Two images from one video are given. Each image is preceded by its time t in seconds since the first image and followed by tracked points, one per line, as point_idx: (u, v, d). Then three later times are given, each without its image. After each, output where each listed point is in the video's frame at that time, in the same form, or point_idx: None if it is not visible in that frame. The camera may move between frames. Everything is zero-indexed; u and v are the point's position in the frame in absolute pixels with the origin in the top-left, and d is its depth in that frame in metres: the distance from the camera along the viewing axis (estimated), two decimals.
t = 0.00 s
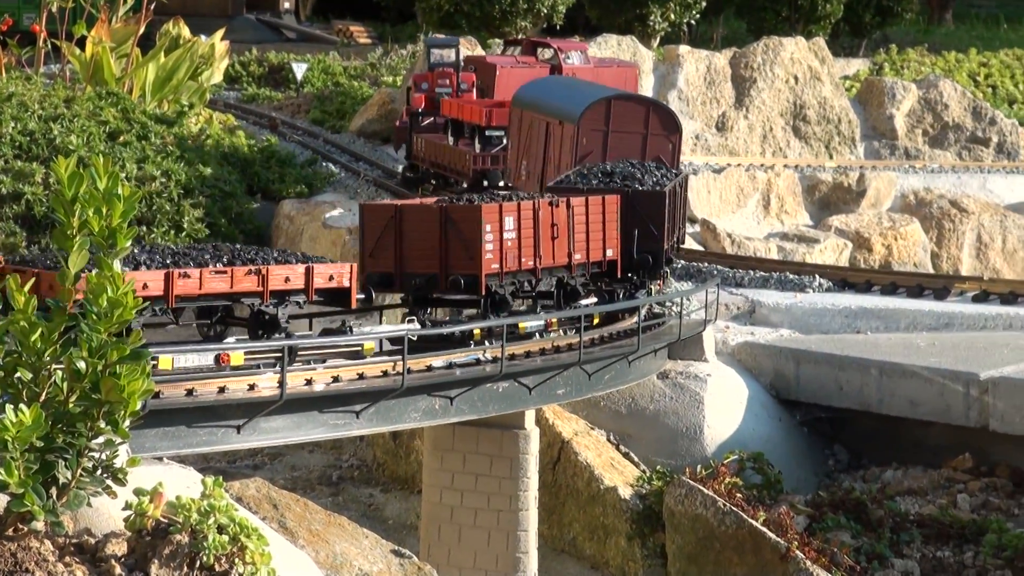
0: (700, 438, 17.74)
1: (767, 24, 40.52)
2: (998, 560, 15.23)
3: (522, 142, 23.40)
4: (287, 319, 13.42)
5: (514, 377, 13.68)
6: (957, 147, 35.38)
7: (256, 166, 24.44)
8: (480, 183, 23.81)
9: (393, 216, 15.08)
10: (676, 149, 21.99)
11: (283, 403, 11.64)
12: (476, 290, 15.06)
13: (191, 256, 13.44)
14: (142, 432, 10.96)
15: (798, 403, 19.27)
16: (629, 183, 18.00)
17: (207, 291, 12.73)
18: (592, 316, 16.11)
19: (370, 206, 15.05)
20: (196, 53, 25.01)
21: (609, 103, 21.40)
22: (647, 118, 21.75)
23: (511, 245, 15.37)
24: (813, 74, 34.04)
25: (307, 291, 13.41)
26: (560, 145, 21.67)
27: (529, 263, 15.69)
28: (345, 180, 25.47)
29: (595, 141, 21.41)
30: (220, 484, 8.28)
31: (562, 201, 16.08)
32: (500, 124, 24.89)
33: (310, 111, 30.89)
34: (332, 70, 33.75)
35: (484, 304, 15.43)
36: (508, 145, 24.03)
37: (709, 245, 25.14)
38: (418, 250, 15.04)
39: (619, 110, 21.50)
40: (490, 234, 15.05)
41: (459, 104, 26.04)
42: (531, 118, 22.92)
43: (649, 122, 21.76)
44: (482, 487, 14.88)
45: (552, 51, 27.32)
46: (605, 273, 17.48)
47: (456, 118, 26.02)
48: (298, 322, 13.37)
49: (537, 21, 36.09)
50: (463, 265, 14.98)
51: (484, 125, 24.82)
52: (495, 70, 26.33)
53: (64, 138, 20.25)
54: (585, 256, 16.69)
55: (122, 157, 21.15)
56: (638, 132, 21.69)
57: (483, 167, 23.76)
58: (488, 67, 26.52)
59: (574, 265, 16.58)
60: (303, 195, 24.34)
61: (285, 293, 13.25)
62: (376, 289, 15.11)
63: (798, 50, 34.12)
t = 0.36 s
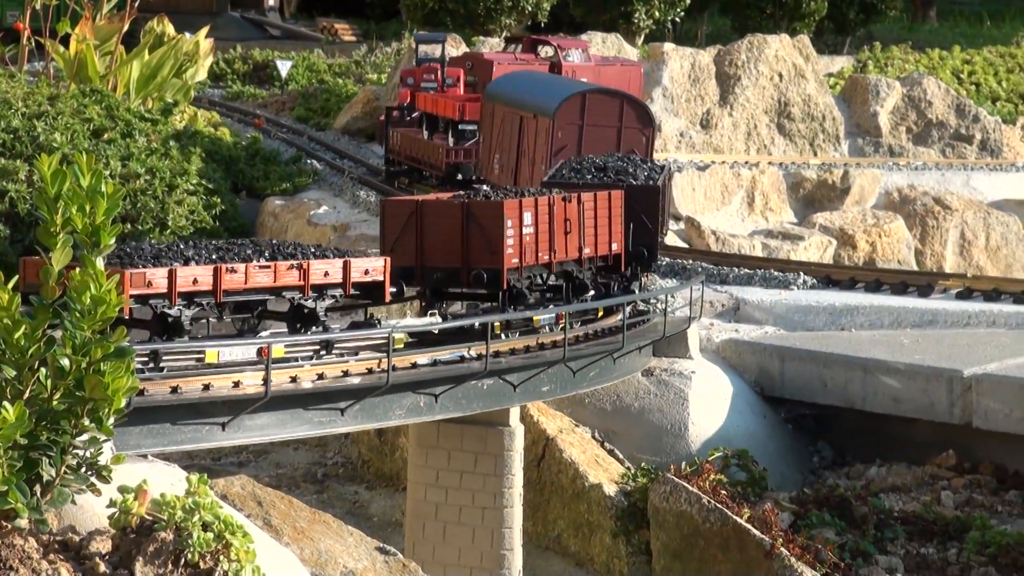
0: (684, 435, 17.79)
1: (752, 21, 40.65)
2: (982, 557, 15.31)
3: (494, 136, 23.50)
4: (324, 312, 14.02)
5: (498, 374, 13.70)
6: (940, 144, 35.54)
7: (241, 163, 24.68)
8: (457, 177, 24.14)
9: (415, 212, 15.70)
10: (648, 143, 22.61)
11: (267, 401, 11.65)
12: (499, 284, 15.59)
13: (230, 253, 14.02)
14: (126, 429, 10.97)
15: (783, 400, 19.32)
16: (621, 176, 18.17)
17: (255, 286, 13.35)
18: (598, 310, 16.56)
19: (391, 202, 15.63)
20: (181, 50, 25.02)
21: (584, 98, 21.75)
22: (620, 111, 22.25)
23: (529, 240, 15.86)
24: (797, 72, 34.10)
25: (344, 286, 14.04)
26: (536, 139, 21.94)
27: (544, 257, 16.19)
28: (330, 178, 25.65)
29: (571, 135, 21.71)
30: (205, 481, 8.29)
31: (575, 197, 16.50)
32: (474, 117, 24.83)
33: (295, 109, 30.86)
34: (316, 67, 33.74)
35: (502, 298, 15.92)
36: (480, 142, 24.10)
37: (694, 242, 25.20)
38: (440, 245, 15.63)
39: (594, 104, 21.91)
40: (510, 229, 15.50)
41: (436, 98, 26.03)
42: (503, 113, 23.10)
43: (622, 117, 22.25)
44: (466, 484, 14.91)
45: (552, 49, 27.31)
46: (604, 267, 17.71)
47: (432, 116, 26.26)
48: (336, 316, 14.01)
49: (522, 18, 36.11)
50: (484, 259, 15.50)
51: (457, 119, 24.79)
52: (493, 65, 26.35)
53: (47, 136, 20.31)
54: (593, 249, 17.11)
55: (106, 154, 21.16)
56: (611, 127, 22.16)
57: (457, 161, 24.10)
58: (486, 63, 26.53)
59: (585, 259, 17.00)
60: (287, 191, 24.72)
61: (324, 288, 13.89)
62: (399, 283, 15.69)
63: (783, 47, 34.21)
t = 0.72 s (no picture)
0: (670, 433, 17.83)
1: (737, 19, 40.76)
2: (966, 555, 15.39)
3: (467, 130, 23.57)
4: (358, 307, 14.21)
5: (483, 372, 13.71)
6: (925, 141, 35.65)
7: (225, 161, 24.76)
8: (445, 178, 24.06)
9: (435, 208, 16.13)
10: (621, 136, 22.96)
11: (252, 399, 11.64)
12: (517, 278, 16.05)
13: (272, 247, 14.15)
14: (111, 427, 10.96)
15: (768, 398, 19.36)
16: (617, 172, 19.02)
17: (297, 280, 13.59)
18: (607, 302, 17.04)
19: (411, 198, 16.08)
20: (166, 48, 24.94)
21: (557, 93, 22.04)
22: (593, 105, 22.54)
23: (543, 235, 16.37)
24: (783, 69, 34.18)
25: (378, 279, 14.29)
26: (507, 134, 22.16)
27: (555, 252, 16.69)
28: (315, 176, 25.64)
29: (543, 130, 21.96)
30: (190, 479, 8.30)
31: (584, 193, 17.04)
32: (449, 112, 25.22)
33: (280, 106, 30.83)
34: (301, 65, 33.73)
35: (518, 293, 16.38)
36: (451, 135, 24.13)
37: (679, 239, 25.25)
38: (460, 239, 16.11)
39: (567, 98, 22.19)
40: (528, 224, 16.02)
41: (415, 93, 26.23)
42: (476, 106, 23.23)
43: (595, 111, 22.55)
44: (452, 483, 14.92)
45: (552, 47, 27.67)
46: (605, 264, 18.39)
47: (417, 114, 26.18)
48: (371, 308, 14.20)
49: (507, 15, 36.13)
50: (504, 254, 16.00)
51: (431, 113, 25.21)
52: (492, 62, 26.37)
53: (31, 133, 20.65)
54: (599, 244, 17.69)
55: (90, 152, 21.48)
56: (584, 120, 22.45)
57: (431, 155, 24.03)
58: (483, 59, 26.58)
59: (591, 253, 17.56)
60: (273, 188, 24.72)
61: (358, 281, 14.12)
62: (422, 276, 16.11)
63: (768, 45, 34.30)
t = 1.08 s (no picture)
0: (659, 432, 17.86)
1: (726, 18, 40.84)
2: (955, 554, 15.47)
3: (445, 126, 23.67)
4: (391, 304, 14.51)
5: (473, 372, 13.73)
6: (914, 141, 35.72)
7: (215, 161, 24.90)
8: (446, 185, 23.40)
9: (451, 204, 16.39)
10: (596, 131, 23.30)
11: (242, 399, 11.65)
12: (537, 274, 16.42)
13: (309, 243, 14.37)
14: (100, 427, 10.96)
15: (757, 398, 19.38)
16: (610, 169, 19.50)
17: (337, 276, 13.88)
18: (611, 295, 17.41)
19: (432, 196, 16.25)
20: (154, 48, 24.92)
21: (532, 89, 22.28)
22: (567, 102, 22.84)
23: (559, 232, 16.76)
24: (772, 69, 34.24)
25: (410, 276, 14.65)
26: (483, 130, 22.33)
27: (568, 248, 17.08)
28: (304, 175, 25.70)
29: (520, 126, 22.14)
30: (180, 479, 8.32)
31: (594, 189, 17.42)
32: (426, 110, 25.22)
33: (269, 106, 30.81)
34: (291, 65, 33.71)
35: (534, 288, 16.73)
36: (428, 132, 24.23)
37: (668, 239, 25.28)
38: (477, 236, 16.38)
39: (542, 95, 22.43)
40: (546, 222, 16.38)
41: (397, 91, 26.23)
42: (453, 103, 23.37)
43: (569, 108, 22.84)
44: (441, 482, 14.93)
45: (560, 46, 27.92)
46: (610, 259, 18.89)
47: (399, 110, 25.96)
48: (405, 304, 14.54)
49: (495, 15, 36.16)
50: (522, 250, 16.34)
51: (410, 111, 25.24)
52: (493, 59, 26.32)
53: (20, 134, 20.94)
54: (606, 241, 18.18)
55: (79, 152, 21.74)
56: (558, 116, 22.72)
57: (407, 151, 24.07)
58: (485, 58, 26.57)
59: (598, 248, 18.02)
60: (262, 188, 24.75)
61: (393, 277, 14.46)
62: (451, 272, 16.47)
63: (757, 45, 34.36)
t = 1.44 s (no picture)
0: (646, 431, 17.91)
1: (712, 17, 40.92)
2: (941, 553, 15.56)
3: (420, 121, 23.71)
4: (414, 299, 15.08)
5: (459, 370, 13.73)
6: (900, 140, 35.80)
7: (200, 160, 24.82)
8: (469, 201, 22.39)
9: (461, 203, 17.05)
10: (569, 127, 23.33)
11: (228, 397, 11.65)
12: (547, 270, 17.01)
13: (338, 239, 14.94)
14: (85, 426, 10.96)
15: (744, 396, 19.41)
16: (597, 164, 19.72)
17: (368, 272, 14.48)
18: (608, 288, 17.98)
19: (443, 192, 16.95)
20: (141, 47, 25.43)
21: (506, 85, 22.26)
22: (541, 98, 22.83)
23: (566, 229, 17.34)
24: (758, 68, 34.30)
25: (434, 271, 15.34)
26: (458, 126, 22.33)
27: (574, 244, 17.66)
28: (291, 174, 25.73)
29: (495, 122, 22.14)
30: (166, 478, 8.31)
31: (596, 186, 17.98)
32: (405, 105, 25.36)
33: (255, 105, 30.79)
34: (278, 63, 33.66)
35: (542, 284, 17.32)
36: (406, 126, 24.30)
37: (655, 238, 25.33)
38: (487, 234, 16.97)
39: (516, 90, 22.42)
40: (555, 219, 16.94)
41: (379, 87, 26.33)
42: (429, 98, 23.40)
43: (543, 104, 22.83)
44: (428, 481, 14.94)
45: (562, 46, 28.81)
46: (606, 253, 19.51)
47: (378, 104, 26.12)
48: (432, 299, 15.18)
49: (482, 14, 36.17)
50: (533, 247, 16.91)
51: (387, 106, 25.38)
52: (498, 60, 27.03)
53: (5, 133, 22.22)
54: (605, 236, 18.78)
55: (63, 150, 22.90)
56: (532, 112, 22.69)
57: (384, 146, 24.13)
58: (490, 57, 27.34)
59: (599, 244, 18.60)
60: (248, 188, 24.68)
61: (417, 273, 15.12)
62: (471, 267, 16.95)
63: (744, 44, 34.45)
